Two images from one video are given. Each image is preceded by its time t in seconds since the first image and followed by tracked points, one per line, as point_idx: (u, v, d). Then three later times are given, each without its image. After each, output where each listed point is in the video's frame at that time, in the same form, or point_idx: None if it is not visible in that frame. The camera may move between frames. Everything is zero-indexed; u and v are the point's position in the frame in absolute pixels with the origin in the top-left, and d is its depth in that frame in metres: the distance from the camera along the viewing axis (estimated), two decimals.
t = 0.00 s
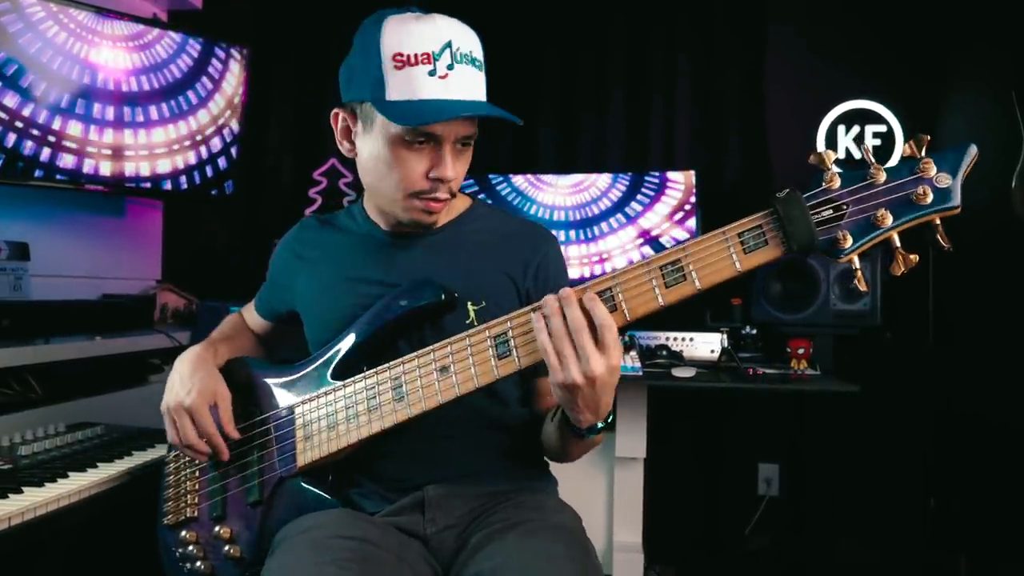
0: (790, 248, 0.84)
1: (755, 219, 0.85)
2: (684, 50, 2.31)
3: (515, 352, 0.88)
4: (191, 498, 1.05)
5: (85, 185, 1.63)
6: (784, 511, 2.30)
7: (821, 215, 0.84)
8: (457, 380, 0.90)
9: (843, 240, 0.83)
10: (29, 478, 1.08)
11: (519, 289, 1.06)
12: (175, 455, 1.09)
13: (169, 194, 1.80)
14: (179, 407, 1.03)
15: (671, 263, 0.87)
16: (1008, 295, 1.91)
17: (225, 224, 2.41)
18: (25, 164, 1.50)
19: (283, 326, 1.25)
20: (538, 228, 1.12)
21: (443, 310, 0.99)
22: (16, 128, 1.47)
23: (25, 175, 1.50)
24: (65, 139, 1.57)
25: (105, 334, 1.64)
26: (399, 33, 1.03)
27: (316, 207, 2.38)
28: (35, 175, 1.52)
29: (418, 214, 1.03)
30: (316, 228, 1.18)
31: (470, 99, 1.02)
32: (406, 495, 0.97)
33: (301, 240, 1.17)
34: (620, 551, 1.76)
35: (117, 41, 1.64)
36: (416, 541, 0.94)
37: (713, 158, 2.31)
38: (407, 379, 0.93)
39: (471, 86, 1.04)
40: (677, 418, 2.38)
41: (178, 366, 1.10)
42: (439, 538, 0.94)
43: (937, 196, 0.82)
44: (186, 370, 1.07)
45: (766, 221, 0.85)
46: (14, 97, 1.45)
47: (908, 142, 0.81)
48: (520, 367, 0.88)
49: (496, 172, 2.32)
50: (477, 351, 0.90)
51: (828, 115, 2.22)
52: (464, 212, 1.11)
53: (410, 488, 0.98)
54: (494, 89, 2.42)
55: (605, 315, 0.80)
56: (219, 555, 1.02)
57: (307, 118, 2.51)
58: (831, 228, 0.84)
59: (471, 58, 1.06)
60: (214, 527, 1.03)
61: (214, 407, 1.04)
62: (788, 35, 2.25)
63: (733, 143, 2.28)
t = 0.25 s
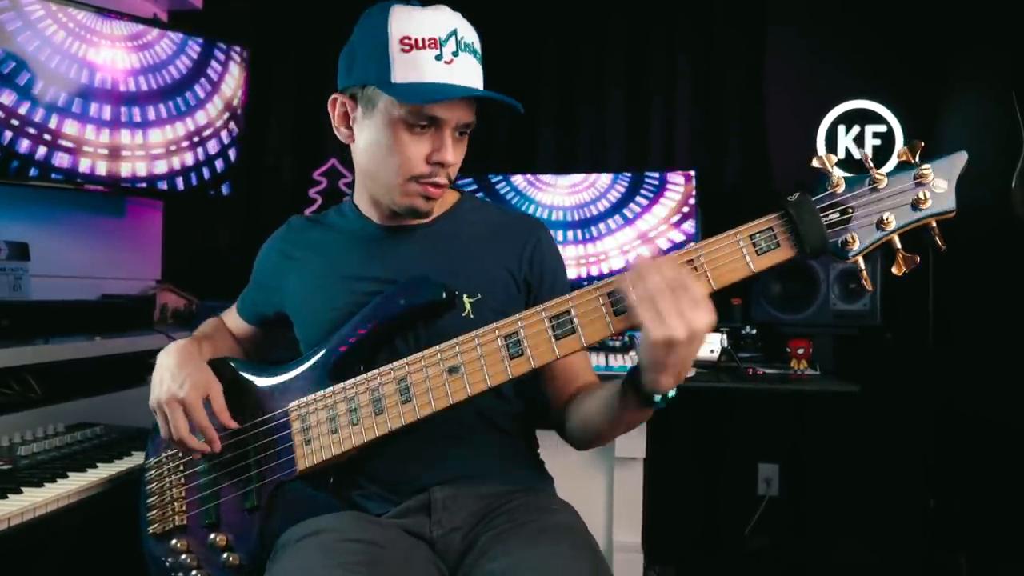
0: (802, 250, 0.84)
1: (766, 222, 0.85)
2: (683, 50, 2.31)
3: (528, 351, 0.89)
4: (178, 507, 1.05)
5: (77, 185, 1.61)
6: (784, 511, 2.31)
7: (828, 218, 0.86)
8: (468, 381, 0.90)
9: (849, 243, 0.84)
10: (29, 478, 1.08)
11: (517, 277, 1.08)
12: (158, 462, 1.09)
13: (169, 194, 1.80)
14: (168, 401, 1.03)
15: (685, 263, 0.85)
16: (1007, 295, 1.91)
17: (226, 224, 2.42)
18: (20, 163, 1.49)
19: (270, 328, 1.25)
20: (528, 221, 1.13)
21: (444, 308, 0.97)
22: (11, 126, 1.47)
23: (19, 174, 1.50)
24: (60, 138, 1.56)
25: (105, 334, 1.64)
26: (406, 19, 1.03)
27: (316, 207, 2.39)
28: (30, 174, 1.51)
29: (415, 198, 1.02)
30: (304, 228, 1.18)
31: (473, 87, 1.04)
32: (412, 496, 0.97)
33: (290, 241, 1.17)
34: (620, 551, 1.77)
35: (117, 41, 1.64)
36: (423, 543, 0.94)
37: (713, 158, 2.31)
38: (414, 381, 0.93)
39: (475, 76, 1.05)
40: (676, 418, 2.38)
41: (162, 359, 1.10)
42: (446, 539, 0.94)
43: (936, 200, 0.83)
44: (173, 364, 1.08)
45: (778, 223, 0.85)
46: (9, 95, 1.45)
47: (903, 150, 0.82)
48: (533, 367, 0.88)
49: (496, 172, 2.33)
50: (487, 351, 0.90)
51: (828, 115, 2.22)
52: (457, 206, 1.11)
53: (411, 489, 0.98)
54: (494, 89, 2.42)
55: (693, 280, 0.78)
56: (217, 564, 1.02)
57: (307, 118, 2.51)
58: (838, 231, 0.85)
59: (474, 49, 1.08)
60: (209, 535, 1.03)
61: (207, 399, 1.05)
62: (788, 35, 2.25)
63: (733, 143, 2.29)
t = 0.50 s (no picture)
0: (802, 253, 0.85)
1: (766, 224, 0.86)
2: (684, 50, 2.31)
3: (531, 351, 0.90)
4: (173, 511, 1.02)
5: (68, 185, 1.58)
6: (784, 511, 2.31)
7: (826, 223, 0.85)
8: (472, 381, 0.90)
9: (848, 246, 0.84)
10: (29, 478, 1.08)
11: (515, 279, 1.08)
12: (150, 467, 1.06)
13: (170, 194, 1.80)
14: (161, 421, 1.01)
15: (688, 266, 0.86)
16: (1008, 295, 1.91)
17: (226, 224, 2.42)
18: (17, 161, 1.48)
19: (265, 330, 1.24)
20: (523, 219, 1.13)
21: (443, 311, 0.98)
22: (10, 124, 1.45)
23: (15, 174, 1.47)
24: (58, 136, 1.55)
25: (106, 334, 1.64)
26: (407, 33, 1.01)
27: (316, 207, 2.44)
28: (26, 173, 1.49)
29: (415, 213, 1.03)
30: (300, 228, 1.17)
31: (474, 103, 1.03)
32: (414, 496, 0.97)
33: (284, 242, 1.16)
34: (622, 551, 1.77)
35: (118, 41, 1.64)
36: (427, 541, 0.95)
37: (713, 158, 2.31)
38: (417, 380, 0.92)
39: (474, 89, 1.05)
40: (677, 418, 2.38)
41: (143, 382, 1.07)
42: (450, 537, 0.95)
43: (927, 205, 0.85)
44: (154, 381, 1.05)
45: (778, 226, 0.86)
46: (7, 93, 1.43)
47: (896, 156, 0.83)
48: (536, 367, 0.90)
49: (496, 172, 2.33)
50: (491, 351, 0.91)
51: (829, 115, 2.21)
52: (455, 207, 1.11)
53: (412, 490, 0.98)
54: (495, 89, 2.42)
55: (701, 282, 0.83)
56: (217, 567, 1.00)
57: (307, 117, 2.51)
58: (836, 235, 0.85)
59: (476, 61, 1.07)
60: (207, 539, 1.01)
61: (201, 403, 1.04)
62: (789, 34, 2.25)
63: (733, 143, 2.29)
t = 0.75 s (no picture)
0: (807, 256, 0.85)
1: (772, 227, 0.86)
2: (684, 49, 2.31)
3: (536, 351, 0.90)
4: (169, 511, 1.01)
5: (64, 185, 1.57)
6: (784, 511, 2.31)
7: (830, 226, 0.85)
8: (476, 381, 0.90)
9: (851, 250, 0.85)
10: (29, 478, 1.08)
11: (516, 277, 1.08)
12: (144, 466, 1.05)
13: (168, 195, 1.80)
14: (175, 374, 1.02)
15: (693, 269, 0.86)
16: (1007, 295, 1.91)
17: (226, 223, 2.41)
18: (10, 158, 1.47)
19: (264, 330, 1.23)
20: (524, 219, 1.13)
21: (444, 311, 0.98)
22: (5, 121, 1.44)
23: (9, 172, 1.47)
24: (53, 134, 1.54)
25: (104, 334, 1.64)
26: (407, 17, 1.03)
27: (315, 207, 2.42)
28: (19, 171, 1.48)
29: (407, 196, 1.03)
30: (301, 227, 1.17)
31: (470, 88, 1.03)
32: (416, 497, 0.97)
33: (285, 242, 1.16)
34: (621, 551, 1.76)
35: (116, 41, 1.63)
36: (429, 541, 0.95)
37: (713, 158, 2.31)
38: (420, 380, 0.92)
39: (471, 75, 1.05)
40: (676, 418, 2.38)
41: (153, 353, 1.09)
42: (451, 538, 0.95)
43: (929, 210, 0.85)
44: (166, 351, 1.07)
45: (783, 229, 0.86)
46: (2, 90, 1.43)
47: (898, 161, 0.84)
48: (541, 368, 0.90)
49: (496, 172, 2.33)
50: (495, 351, 0.91)
51: (828, 115, 2.21)
52: (456, 207, 1.11)
53: (411, 490, 0.98)
54: (494, 88, 2.42)
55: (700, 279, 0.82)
56: (215, 567, 0.98)
57: (307, 117, 2.51)
58: (840, 239, 0.85)
59: (474, 50, 1.08)
60: (204, 539, 1.00)
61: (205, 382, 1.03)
62: (788, 34, 2.25)
63: (733, 143, 2.29)
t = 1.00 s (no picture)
0: (800, 257, 0.89)
1: (766, 230, 0.90)
2: (684, 49, 2.31)
3: (536, 349, 0.91)
4: (168, 507, 1.00)
5: (61, 185, 1.57)
6: (784, 510, 2.31)
7: (822, 229, 0.89)
8: (477, 378, 0.92)
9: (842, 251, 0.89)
10: (29, 479, 1.08)
11: (520, 281, 1.08)
12: (143, 462, 1.03)
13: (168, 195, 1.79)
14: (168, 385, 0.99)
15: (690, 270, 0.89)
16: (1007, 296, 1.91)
17: (226, 224, 2.41)
18: (7, 156, 1.46)
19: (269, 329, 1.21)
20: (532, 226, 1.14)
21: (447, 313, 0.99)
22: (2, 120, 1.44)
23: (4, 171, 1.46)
24: (50, 133, 1.53)
25: (104, 334, 1.64)
26: (402, 28, 1.04)
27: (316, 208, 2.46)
28: (15, 170, 1.48)
29: (398, 202, 1.04)
30: (307, 226, 1.17)
31: (460, 103, 1.03)
32: (414, 495, 0.97)
33: (295, 242, 1.15)
34: (622, 551, 1.76)
35: (116, 41, 1.63)
36: (427, 540, 0.95)
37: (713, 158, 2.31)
38: (421, 376, 0.93)
39: (464, 90, 1.04)
40: (677, 418, 2.39)
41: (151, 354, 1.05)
42: (449, 537, 0.95)
43: (916, 215, 0.90)
44: (163, 354, 1.03)
45: (777, 232, 0.90)
46: None
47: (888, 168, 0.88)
48: (541, 365, 0.91)
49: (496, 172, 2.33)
50: (496, 350, 0.92)
51: (828, 115, 2.21)
52: (462, 214, 1.11)
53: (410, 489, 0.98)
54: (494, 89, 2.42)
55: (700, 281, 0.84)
56: (213, 564, 0.97)
57: (307, 117, 2.51)
58: (831, 241, 0.89)
59: (472, 65, 1.06)
60: (203, 536, 0.98)
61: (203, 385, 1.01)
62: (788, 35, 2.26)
63: (733, 144, 2.29)
